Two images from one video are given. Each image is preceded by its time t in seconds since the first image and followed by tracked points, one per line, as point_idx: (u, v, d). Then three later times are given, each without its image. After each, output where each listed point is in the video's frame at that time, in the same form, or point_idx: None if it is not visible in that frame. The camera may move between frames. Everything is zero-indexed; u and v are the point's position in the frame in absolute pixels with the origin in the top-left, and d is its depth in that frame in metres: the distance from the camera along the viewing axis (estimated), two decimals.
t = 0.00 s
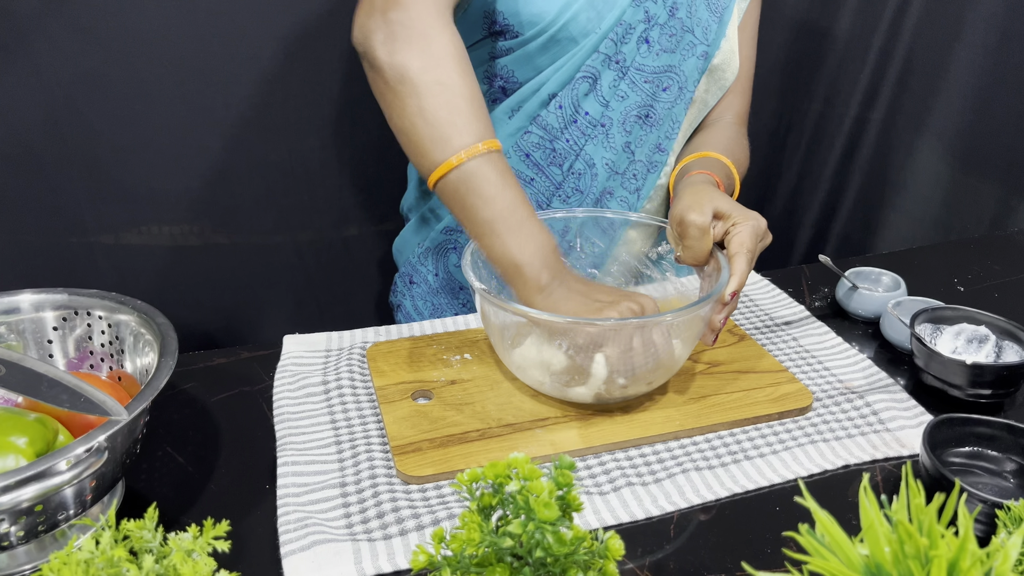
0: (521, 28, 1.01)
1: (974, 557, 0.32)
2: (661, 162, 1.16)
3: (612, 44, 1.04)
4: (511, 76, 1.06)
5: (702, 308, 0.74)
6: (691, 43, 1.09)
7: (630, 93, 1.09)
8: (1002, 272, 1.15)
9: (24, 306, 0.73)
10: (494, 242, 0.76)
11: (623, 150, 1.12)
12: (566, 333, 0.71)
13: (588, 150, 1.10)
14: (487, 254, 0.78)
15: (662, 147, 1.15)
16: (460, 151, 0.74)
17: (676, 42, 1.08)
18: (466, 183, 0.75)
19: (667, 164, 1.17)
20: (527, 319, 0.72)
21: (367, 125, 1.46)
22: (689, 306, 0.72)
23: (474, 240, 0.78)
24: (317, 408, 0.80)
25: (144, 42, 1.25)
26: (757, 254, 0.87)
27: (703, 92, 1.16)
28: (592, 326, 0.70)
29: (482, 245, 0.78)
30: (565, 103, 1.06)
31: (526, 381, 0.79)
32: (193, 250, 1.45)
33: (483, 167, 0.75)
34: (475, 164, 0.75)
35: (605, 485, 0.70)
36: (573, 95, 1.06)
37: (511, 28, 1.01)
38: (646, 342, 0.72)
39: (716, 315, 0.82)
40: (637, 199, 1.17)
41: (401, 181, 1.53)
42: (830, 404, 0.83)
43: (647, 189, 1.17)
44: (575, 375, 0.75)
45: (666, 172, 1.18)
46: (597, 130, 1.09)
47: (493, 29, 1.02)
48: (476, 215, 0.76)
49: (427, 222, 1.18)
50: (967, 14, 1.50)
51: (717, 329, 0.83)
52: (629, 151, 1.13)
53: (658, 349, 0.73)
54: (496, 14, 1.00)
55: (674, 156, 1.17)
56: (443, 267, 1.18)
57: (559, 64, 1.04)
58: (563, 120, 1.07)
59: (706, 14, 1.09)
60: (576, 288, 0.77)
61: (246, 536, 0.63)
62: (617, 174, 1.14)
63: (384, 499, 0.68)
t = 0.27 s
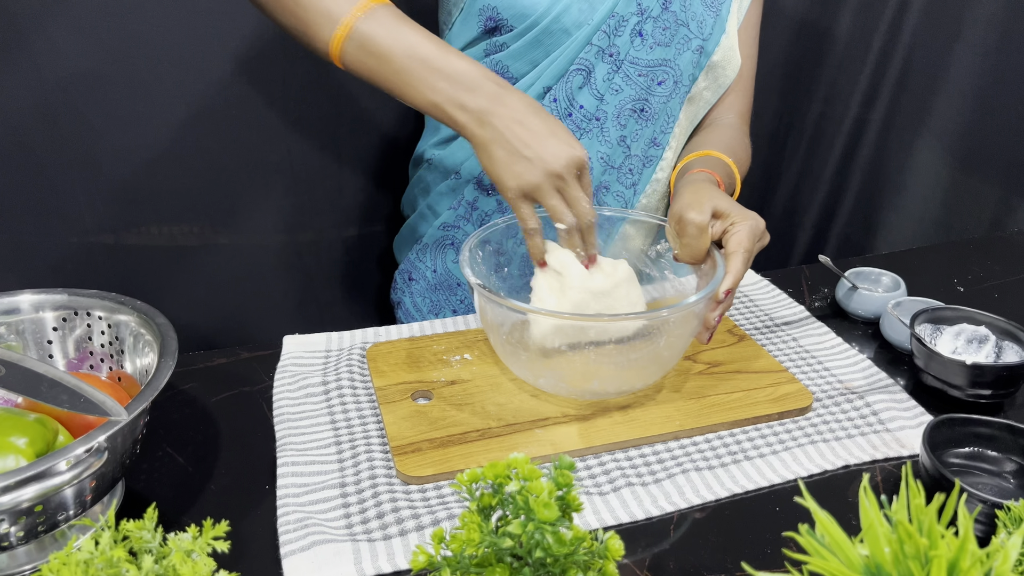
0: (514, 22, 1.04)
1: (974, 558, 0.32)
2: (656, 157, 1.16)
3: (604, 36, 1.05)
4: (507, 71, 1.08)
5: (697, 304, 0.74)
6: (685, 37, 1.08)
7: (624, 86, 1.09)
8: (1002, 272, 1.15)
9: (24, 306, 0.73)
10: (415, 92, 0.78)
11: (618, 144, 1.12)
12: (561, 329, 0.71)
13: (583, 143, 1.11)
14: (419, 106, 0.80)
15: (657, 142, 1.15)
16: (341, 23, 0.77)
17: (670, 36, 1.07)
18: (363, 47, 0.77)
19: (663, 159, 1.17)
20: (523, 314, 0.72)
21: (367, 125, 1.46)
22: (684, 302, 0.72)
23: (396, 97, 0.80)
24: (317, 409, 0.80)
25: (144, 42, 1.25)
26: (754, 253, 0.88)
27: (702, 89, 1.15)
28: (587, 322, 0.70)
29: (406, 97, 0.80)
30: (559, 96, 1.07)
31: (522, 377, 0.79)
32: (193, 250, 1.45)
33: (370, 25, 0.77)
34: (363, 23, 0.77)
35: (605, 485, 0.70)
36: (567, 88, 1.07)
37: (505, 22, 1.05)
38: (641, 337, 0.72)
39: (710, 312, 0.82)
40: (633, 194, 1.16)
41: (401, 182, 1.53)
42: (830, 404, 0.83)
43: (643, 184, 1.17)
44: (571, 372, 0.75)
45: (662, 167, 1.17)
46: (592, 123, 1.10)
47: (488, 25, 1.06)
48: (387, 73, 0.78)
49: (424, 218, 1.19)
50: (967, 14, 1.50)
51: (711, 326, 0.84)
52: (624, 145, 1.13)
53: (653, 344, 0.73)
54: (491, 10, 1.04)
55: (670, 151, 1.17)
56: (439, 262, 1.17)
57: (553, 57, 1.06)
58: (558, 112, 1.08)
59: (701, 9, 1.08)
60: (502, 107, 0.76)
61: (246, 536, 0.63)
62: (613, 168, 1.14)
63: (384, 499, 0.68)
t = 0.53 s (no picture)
0: (506, 30, 1.02)
1: (975, 558, 0.32)
2: (647, 161, 1.17)
3: (596, 43, 1.04)
4: (499, 75, 1.06)
5: (694, 305, 0.74)
6: (679, 43, 1.09)
7: (616, 91, 1.09)
8: (1002, 272, 1.15)
9: (24, 306, 0.73)
10: (484, 176, 0.76)
11: (608, 149, 1.12)
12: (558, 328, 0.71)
13: (573, 147, 1.10)
14: (482, 191, 0.78)
15: (648, 147, 1.15)
16: (423, 100, 0.75)
17: (664, 42, 1.08)
18: (441, 127, 0.75)
19: (654, 164, 1.18)
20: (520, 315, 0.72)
21: (368, 125, 1.46)
22: (681, 303, 0.72)
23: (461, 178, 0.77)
24: (317, 409, 0.80)
25: (144, 42, 1.25)
26: (750, 254, 0.88)
27: (697, 94, 1.16)
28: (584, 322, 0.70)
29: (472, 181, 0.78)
30: (549, 100, 1.06)
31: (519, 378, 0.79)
32: (193, 250, 1.45)
33: (452, 108, 0.75)
34: (444, 106, 0.75)
35: (605, 485, 0.70)
36: (557, 93, 1.06)
37: (497, 30, 1.03)
38: (638, 338, 0.72)
39: (706, 313, 0.82)
40: (622, 198, 1.17)
41: (401, 181, 1.53)
42: (830, 404, 0.83)
43: (634, 187, 1.18)
44: (568, 372, 0.75)
45: (655, 171, 1.18)
46: (582, 127, 1.09)
47: (481, 32, 1.04)
48: (460, 155, 0.76)
49: (417, 215, 1.18)
50: (967, 14, 1.50)
51: (707, 327, 0.83)
52: (614, 149, 1.13)
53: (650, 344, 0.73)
54: (484, 17, 1.02)
55: (664, 156, 1.18)
56: (431, 259, 1.17)
57: (543, 63, 1.04)
58: (548, 117, 1.07)
59: (694, 14, 1.09)
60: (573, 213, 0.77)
61: (246, 536, 0.63)
62: (603, 172, 1.14)
63: (385, 499, 0.68)
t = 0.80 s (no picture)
0: (511, 35, 1.02)
1: (974, 558, 0.32)
2: (654, 164, 1.17)
3: (602, 48, 1.04)
4: (505, 82, 1.06)
5: (699, 308, 0.74)
6: (683, 46, 1.09)
7: (622, 96, 1.09)
8: (1001, 272, 1.15)
9: (24, 306, 0.73)
10: (491, 227, 0.77)
11: (615, 153, 1.12)
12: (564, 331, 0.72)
13: (580, 152, 1.10)
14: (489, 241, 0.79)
15: (655, 149, 1.16)
16: (443, 144, 0.76)
17: (667, 45, 1.08)
18: (455, 173, 0.77)
19: (659, 167, 1.18)
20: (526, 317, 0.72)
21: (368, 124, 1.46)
22: (687, 306, 0.72)
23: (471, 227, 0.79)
24: (317, 408, 0.80)
25: (144, 42, 1.25)
26: (756, 253, 0.87)
27: (699, 94, 1.16)
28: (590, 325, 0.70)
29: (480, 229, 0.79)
30: (556, 106, 1.06)
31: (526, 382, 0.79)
32: (193, 250, 1.45)
33: (473, 159, 0.77)
34: (462, 153, 0.77)
35: (605, 485, 0.70)
36: (564, 99, 1.06)
37: (501, 35, 1.02)
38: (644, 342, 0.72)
39: (714, 313, 0.81)
40: (630, 201, 1.18)
41: (401, 181, 1.53)
42: (830, 404, 0.83)
43: (641, 190, 1.18)
44: (575, 377, 0.75)
45: (660, 174, 1.19)
46: (589, 132, 1.09)
47: (486, 36, 1.03)
48: (471, 203, 0.77)
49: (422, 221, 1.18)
50: (967, 14, 1.50)
51: (715, 328, 0.82)
52: (621, 153, 1.13)
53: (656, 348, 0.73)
54: (489, 22, 1.01)
55: (669, 158, 1.19)
56: (437, 266, 1.17)
57: (549, 69, 1.04)
58: (555, 122, 1.07)
59: (697, 16, 1.09)
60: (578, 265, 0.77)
61: (246, 536, 0.63)
62: (610, 176, 1.14)
63: (385, 499, 0.68)
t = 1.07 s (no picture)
0: (513, 35, 1.03)
1: (974, 557, 0.32)
2: (656, 161, 1.16)
3: (604, 46, 1.05)
4: (507, 79, 1.08)
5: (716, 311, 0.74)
6: (685, 43, 1.09)
7: (623, 93, 1.08)
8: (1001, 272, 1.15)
9: (24, 306, 0.73)
10: (512, 215, 0.76)
11: (616, 150, 1.12)
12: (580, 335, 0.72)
13: (582, 149, 1.10)
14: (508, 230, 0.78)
15: (656, 147, 1.15)
16: (463, 130, 0.76)
17: (670, 42, 1.08)
18: (474, 160, 0.76)
19: (663, 163, 1.17)
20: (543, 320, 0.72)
21: (368, 125, 1.46)
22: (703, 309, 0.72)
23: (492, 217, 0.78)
24: (317, 408, 0.80)
25: (144, 42, 1.25)
26: (773, 253, 0.88)
27: (702, 92, 1.15)
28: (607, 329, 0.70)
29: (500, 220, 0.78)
30: (557, 104, 1.06)
31: (541, 383, 0.79)
32: (193, 250, 1.45)
33: (491, 147, 0.76)
34: (481, 139, 0.76)
35: (605, 485, 0.70)
36: (565, 97, 1.06)
37: (504, 35, 1.04)
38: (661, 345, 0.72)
39: (733, 313, 0.82)
40: (631, 198, 1.17)
41: (400, 181, 1.53)
42: (830, 404, 0.83)
43: (641, 188, 1.17)
44: (592, 381, 0.75)
45: (661, 171, 1.17)
46: (590, 130, 1.09)
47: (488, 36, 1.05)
48: (492, 190, 0.76)
49: (424, 218, 1.19)
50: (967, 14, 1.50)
51: (735, 327, 0.83)
52: (622, 151, 1.12)
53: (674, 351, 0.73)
54: (490, 22, 1.03)
55: (670, 156, 1.17)
56: (439, 263, 1.18)
57: (551, 67, 1.05)
58: (557, 119, 1.07)
59: (700, 14, 1.08)
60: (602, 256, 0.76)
61: (246, 536, 0.63)
62: (611, 174, 1.14)
63: (385, 499, 0.68)
